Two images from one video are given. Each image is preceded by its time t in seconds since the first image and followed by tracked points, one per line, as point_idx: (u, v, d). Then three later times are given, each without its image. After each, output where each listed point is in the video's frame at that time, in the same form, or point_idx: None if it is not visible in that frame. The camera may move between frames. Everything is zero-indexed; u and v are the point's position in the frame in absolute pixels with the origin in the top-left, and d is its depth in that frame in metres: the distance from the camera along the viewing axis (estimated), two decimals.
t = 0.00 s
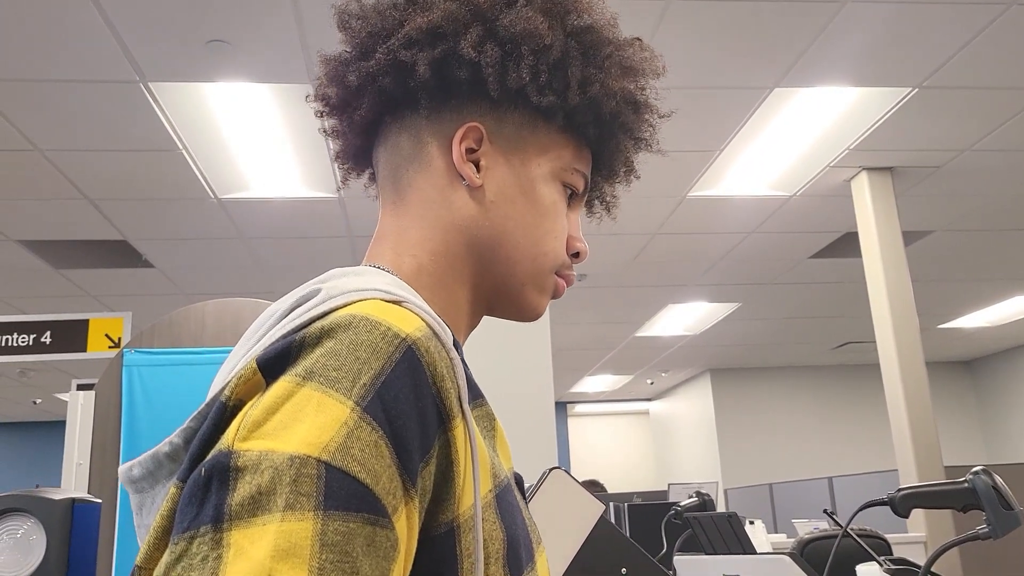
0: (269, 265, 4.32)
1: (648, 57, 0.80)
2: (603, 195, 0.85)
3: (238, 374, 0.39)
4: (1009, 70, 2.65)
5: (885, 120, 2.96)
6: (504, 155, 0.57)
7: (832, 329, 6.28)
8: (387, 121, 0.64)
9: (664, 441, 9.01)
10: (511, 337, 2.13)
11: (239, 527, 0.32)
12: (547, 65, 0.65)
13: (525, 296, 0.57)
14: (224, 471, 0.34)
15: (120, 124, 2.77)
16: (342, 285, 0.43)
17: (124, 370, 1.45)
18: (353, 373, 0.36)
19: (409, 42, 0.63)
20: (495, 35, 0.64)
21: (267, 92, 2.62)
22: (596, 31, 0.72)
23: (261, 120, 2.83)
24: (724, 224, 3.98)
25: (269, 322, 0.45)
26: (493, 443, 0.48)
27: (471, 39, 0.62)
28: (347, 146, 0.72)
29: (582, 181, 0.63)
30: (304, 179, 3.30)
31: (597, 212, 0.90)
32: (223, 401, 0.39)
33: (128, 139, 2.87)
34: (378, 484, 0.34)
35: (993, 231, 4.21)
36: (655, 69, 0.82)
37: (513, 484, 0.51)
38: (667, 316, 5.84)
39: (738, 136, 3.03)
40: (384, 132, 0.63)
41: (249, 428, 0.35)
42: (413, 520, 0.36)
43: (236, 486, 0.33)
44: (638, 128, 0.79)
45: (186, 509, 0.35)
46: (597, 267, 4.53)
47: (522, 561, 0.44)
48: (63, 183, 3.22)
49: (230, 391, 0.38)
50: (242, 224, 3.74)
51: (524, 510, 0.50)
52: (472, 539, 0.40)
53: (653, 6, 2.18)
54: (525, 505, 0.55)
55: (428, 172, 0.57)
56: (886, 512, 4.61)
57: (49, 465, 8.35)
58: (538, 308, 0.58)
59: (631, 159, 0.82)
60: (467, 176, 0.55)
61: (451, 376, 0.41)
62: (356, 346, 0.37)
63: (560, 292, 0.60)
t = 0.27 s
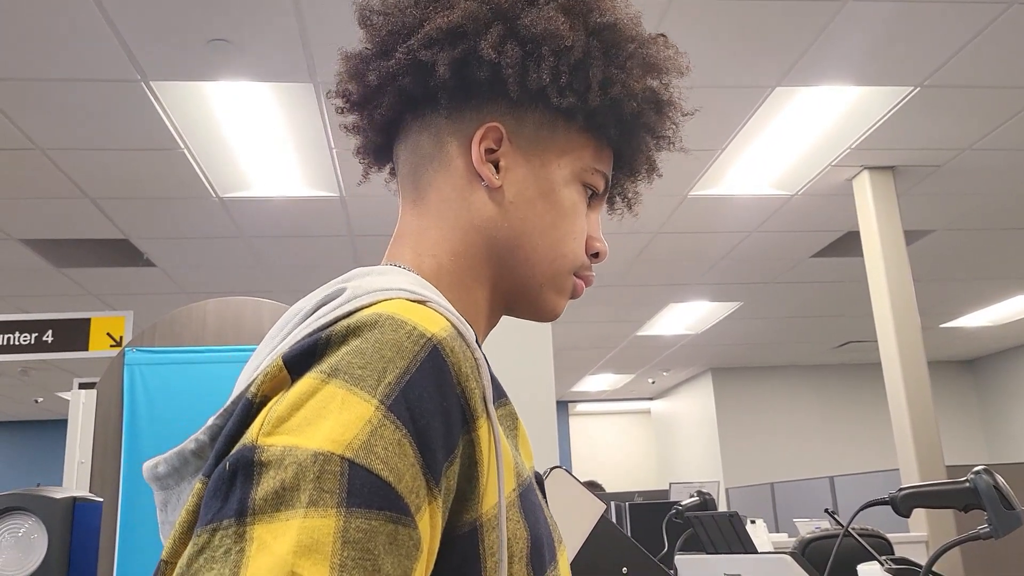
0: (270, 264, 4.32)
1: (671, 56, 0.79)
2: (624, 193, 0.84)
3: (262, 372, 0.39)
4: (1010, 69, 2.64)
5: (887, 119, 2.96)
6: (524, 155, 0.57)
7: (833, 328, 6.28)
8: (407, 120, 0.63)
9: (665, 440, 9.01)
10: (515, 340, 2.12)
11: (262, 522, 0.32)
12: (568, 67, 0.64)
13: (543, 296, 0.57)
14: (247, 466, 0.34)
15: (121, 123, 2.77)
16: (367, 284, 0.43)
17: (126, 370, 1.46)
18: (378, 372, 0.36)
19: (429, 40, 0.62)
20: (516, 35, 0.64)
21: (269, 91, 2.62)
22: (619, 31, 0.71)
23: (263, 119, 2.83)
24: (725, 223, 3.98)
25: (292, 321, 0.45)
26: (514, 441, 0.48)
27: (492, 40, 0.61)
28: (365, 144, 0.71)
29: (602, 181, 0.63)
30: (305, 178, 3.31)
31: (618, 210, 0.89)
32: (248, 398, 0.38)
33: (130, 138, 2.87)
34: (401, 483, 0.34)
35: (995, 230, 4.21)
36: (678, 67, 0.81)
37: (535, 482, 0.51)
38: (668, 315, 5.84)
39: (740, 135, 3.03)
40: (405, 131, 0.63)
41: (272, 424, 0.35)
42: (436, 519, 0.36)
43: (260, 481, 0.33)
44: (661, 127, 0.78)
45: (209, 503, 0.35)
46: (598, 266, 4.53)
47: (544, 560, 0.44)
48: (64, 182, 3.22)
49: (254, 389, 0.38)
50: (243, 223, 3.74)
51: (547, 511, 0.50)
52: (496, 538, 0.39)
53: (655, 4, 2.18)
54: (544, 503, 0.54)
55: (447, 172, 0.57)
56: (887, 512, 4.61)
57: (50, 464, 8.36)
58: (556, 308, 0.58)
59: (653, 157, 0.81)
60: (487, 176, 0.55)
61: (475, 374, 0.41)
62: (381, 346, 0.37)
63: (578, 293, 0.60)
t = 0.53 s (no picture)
0: (272, 263, 4.33)
1: (702, 55, 0.77)
2: (649, 194, 0.83)
3: (297, 369, 0.39)
4: (1012, 67, 2.64)
5: (890, 118, 2.95)
6: (553, 157, 0.57)
7: (835, 327, 6.28)
8: (437, 120, 0.63)
9: (666, 439, 9.02)
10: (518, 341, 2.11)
11: (293, 513, 0.33)
12: (600, 69, 0.62)
13: (571, 298, 0.56)
14: (283, 459, 0.34)
15: (123, 122, 2.77)
16: (403, 284, 0.43)
17: (128, 368, 1.47)
18: (413, 371, 0.36)
19: (460, 40, 0.61)
20: (548, 35, 0.62)
21: (271, 89, 2.62)
22: (650, 31, 0.69)
23: (265, 118, 2.83)
24: (727, 222, 3.98)
25: (327, 320, 0.46)
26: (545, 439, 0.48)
27: (524, 41, 0.60)
28: (392, 142, 0.71)
29: (630, 183, 0.62)
30: (307, 177, 3.31)
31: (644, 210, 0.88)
32: (283, 395, 0.38)
33: (132, 137, 2.87)
34: (433, 481, 0.34)
35: (997, 228, 4.20)
36: (708, 67, 0.79)
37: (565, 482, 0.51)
38: (669, 314, 5.84)
39: (742, 133, 3.03)
40: (434, 130, 0.63)
41: (306, 418, 0.35)
42: (469, 519, 0.36)
43: (294, 473, 0.34)
44: (691, 128, 0.76)
45: (245, 494, 0.35)
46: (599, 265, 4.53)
47: (578, 561, 0.44)
48: (66, 181, 3.23)
49: (291, 386, 0.38)
50: (245, 222, 3.74)
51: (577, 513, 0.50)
52: (532, 537, 0.40)
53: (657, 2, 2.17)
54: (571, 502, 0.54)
55: (476, 173, 0.57)
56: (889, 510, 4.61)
57: (52, 463, 8.37)
58: (584, 310, 0.58)
59: (681, 158, 0.79)
60: (516, 178, 0.55)
61: (511, 374, 0.41)
62: (418, 344, 0.37)
63: (605, 294, 0.60)
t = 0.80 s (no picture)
0: (270, 262, 4.33)
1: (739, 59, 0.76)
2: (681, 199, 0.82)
3: (334, 361, 0.39)
4: (1011, 66, 2.64)
5: (890, 117, 2.95)
6: (587, 158, 0.57)
7: (834, 327, 6.29)
8: (471, 118, 0.63)
9: (665, 438, 9.02)
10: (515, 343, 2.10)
11: (324, 503, 0.33)
12: (637, 71, 0.62)
13: (599, 301, 0.56)
14: (316, 449, 0.34)
15: (122, 121, 2.77)
16: (437, 281, 0.43)
17: (125, 367, 1.46)
18: (450, 366, 0.36)
19: (496, 38, 0.61)
20: (585, 35, 0.62)
21: (270, 88, 2.61)
22: (691, 31, 0.69)
23: (264, 117, 2.83)
24: (726, 221, 3.98)
25: (360, 313, 0.46)
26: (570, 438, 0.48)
27: (560, 41, 0.60)
28: (423, 138, 0.71)
29: (662, 185, 0.62)
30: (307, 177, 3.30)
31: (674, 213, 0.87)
32: (317, 388, 0.38)
33: (131, 135, 2.87)
34: (465, 478, 0.34)
35: (996, 228, 4.20)
36: (744, 71, 0.78)
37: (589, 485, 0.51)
38: (668, 314, 5.84)
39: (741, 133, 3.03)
40: (467, 127, 0.63)
41: (340, 410, 0.35)
42: (498, 517, 0.36)
43: (327, 463, 0.34)
44: (726, 132, 0.75)
45: (276, 483, 0.35)
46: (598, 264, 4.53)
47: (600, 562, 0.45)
48: (64, 180, 3.22)
49: (326, 378, 0.38)
50: (244, 221, 3.73)
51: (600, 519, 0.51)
52: (554, 539, 0.40)
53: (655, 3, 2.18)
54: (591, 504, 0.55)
55: (507, 170, 0.57)
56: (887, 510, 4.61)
57: (50, 461, 8.37)
58: (610, 313, 0.58)
59: (713, 161, 0.78)
60: (548, 178, 0.55)
61: (544, 374, 0.41)
62: (455, 340, 0.37)
63: (632, 296, 0.60)
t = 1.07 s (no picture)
0: (271, 261, 4.33)
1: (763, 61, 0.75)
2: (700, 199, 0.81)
3: (349, 351, 0.39)
4: (1010, 66, 2.64)
5: (890, 116, 2.95)
6: (602, 160, 0.56)
7: (833, 327, 6.29)
8: (490, 119, 0.63)
9: (665, 438, 9.03)
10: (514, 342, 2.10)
11: (325, 481, 0.33)
12: (657, 74, 0.61)
13: (612, 304, 0.56)
14: (323, 430, 0.34)
15: (121, 120, 2.77)
16: (453, 276, 0.43)
17: (125, 367, 1.47)
18: (459, 356, 0.36)
19: (516, 38, 0.61)
20: (606, 36, 0.61)
21: (269, 87, 2.61)
22: (715, 34, 0.67)
23: (263, 116, 2.83)
24: (726, 221, 3.98)
25: (375, 304, 0.46)
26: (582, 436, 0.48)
27: (580, 43, 0.60)
28: (441, 133, 0.71)
29: (679, 188, 0.62)
30: (307, 176, 3.30)
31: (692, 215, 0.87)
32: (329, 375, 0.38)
33: (130, 135, 2.87)
34: (469, 464, 0.34)
35: (996, 228, 4.20)
36: (767, 73, 0.77)
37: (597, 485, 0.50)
38: (668, 314, 5.85)
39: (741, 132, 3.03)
40: (486, 127, 0.63)
41: (349, 395, 0.35)
42: (500, 507, 0.36)
43: (332, 443, 0.34)
44: (747, 135, 0.74)
45: (281, 462, 0.35)
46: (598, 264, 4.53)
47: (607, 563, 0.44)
48: (64, 179, 3.22)
49: (338, 368, 0.38)
50: (245, 221, 3.74)
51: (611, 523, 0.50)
52: (560, 533, 0.39)
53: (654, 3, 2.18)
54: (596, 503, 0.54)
55: (521, 171, 0.57)
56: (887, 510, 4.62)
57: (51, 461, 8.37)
58: (622, 316, 0.58)
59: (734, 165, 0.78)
60: (563, 180, 0.55)
61: (557, 369, 0.41)
62: (467, 332, 0.37)
63: (645, 300, 0.59)
